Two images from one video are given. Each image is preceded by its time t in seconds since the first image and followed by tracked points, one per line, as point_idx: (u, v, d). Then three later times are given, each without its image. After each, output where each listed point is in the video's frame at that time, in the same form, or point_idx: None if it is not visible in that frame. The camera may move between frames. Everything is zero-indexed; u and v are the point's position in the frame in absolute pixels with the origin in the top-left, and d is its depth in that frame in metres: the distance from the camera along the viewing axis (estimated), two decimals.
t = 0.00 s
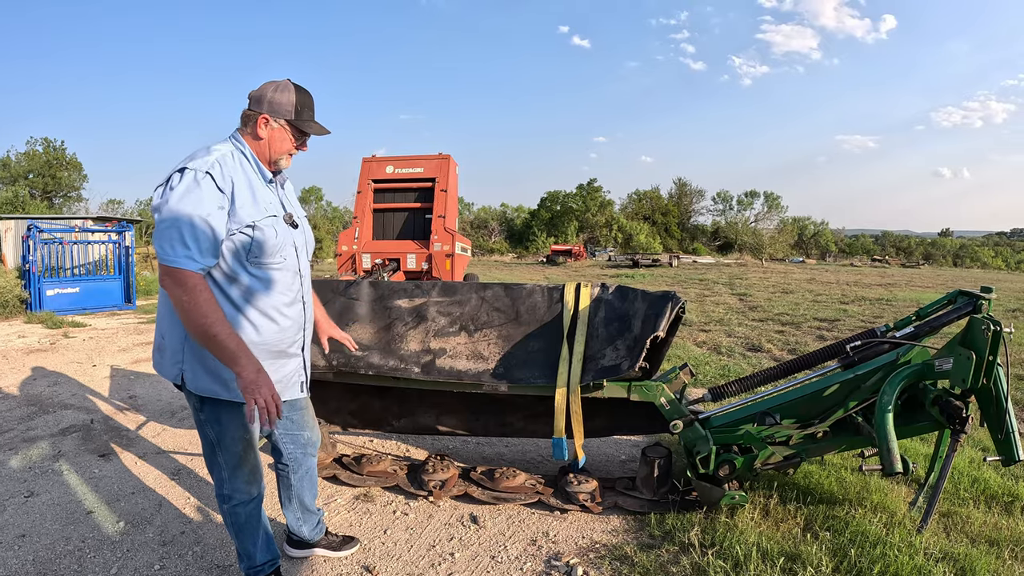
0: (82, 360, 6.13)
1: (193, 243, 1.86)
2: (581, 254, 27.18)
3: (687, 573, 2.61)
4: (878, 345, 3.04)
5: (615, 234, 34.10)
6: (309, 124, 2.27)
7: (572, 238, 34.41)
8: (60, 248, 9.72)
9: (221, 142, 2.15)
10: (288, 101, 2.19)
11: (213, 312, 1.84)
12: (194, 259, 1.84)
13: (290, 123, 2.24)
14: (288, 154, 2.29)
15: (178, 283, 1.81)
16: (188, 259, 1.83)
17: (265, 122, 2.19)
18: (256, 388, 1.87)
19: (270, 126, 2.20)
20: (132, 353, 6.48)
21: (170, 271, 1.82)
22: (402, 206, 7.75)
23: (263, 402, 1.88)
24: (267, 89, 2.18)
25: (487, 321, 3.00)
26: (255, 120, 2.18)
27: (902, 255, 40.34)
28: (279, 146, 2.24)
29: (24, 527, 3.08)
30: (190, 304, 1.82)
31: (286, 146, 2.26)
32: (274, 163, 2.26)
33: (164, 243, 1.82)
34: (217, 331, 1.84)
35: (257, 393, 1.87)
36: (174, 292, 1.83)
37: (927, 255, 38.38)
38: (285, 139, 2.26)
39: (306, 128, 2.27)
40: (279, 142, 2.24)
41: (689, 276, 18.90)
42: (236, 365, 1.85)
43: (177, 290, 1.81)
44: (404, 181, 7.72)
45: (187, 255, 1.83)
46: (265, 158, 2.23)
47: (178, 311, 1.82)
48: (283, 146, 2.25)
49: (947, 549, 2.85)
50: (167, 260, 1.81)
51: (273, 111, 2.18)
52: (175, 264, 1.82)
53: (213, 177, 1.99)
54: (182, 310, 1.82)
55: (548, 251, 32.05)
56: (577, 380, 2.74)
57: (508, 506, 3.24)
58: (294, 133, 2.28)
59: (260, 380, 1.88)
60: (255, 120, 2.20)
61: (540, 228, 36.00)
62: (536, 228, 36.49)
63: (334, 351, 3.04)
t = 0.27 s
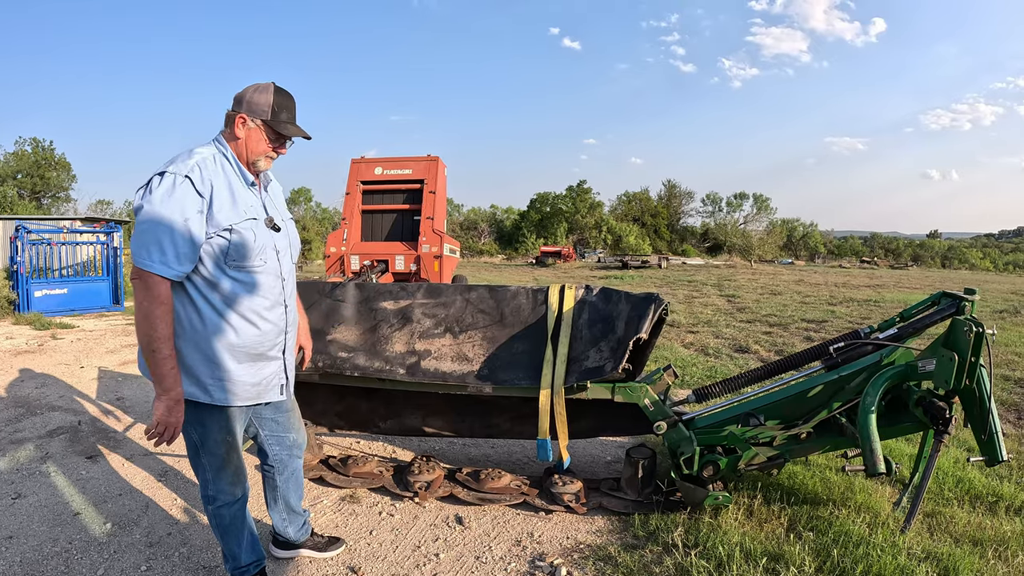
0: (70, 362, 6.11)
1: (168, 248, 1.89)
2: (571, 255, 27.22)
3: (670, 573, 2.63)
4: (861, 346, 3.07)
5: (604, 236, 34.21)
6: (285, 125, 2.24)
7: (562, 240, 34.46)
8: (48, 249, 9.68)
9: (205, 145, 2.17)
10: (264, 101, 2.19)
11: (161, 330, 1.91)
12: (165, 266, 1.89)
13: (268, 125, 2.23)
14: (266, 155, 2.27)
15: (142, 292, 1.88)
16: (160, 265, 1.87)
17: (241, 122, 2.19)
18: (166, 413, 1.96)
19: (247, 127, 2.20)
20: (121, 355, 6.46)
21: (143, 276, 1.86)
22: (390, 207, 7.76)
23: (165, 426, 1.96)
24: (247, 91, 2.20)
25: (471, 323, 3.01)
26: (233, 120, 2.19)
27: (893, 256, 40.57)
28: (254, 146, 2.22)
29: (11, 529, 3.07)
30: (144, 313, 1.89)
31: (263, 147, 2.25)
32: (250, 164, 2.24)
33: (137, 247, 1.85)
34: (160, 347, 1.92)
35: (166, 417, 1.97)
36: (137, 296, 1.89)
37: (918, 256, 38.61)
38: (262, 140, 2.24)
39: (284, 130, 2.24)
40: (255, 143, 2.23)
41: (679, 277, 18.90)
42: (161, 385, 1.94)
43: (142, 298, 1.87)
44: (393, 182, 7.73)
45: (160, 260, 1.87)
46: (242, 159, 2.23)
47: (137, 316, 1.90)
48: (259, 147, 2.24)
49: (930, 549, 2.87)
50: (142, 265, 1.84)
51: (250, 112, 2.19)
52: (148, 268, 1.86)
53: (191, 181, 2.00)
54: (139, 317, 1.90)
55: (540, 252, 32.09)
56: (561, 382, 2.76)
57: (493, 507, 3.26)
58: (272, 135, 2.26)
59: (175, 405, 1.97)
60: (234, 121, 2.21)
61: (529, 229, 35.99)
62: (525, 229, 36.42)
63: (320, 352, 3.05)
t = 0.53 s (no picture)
0: (59, 362, 6.07)
1: (143, 251, 1.88)
2: (561, 258, 27.21)
3: (659, 573, 2.65)
4: (848, 348, 3.10)
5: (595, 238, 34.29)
6: (259, 124, 2.17)
7: (552, 242, 34.48)
8: (38, 248, 9.62)
9: (188, 147, 2.17)
10: (240, 100, 2.15)
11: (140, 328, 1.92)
12: (139, 269, 1.89)
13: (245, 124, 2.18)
14: (244, 156, 2.23)
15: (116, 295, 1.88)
16: (133, 268, 1.87)
17: (219, 121, 2.17)
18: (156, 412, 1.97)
19: (225, 126, 2.18)
20: (110, 356, 6.43)
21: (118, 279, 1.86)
22: (381, 209, 7.76)
23: (157, 421, 1.97)
24: (229, 91, 2.18)
25: (461, 324, 3.02)
26: (213, 119, 2.19)
27: (884, 258, 40.83)
28: (229, 146, 2.19)
29: None
30: (121, 316, 1.89)
31: (240, 147, 2.21)
32: (228, 164, 2.21)
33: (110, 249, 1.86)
34: (141, 346, 1.92)
35: (156, 413, 1.97)
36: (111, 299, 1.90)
37: (909, 259, 38.85)
38: (239, 140, 2.20)
39: (259, 129, 2.17)
40: (232, 142, 2.20)
41: (669, 279, 18.97)
42: (146, 382, 1.94)
43: (114, 301, 1.87)
44: (383, 184, 7.73)
45: (132, 262, 1.87)
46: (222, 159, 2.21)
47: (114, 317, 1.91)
48: (235, 147, 2.20)
49: (917, 549, 2.90)
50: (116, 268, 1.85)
51: (228, 111, 2.17)
52: (123, 271, 1.87)
53: (165, 183, 1.98)
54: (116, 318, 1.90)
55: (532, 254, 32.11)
56: (550, 383, 2.77)
57: (482, 508, 3.26)
58: (250, 136, 2.21)
59: (163, 402, 1.97)
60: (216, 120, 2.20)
61: (517, 232, 35.95)
62: (515, 232, 36.35)
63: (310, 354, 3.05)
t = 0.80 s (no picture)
0: (49, 363, 6.02)
1: (141, 252, 1.87)
2: (553, 259, 27.19)
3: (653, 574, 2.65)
4: (841, 349, 3.10)
5: (586, 239, 34.32)
6: (258, 129, 2.12)
7: (543, 243, 34.45)
8: (28, 248, 9.57)
9: (184, 146, 2.14)
10: (238, 103, 2.10)
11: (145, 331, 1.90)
12: (139, 270, 1.87)
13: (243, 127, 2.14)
14: (244, 159, 2.19)
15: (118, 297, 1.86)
16: (132, 269, 1.86)
17: (216, 123, 2.12)
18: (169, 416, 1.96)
19: (223, 129, 2.13)
20: (101, 356, 6.38)
21: (117, 280, 1.85)
22: (374, 209, 7.74)
23: (168, 425, 1.96)
24: (226, 92, 2.12)
25: (454, 325, 3.02)
26: (211, 121, 2.13)
27: (876, 260, 41.06)
28: (227, 149, 2.15)
29: None
30: (126, 318, 1.88)
31: (238, 150, 2.17)
32: (226, 167, 2.17)
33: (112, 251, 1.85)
34: (148, 348, 1.91)
35: (167, 416, 1.96)
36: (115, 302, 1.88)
37: (900, 261, 39.09)
38: (237, 143, 2.16)
39: (258, 134, 2.13)
40: (230, 146, 2.15)
41: (661, 280, 19.02)
42: (153, 386, 1.93)
43: (119, 303, 1.85)
44: (376, 184, 7.72)
45: (132, 265, 1.86)
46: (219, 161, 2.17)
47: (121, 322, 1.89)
48: (234, 150, 2.16)
49: (910, 549, 2.91)
50: (115, 269, 1.83)
51: (225, 114, 2.12)
52: (122, 272, 1.85)
53: (164, 183, 1.96)
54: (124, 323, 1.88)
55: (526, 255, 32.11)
56: (544, 384, 2.77)
57: (476, 509, 3.26)
58: (249, 139, 2.16)
59: (173, 404, 1.96)
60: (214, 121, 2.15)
61: (509, 232, 35.90)
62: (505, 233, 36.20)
63: (303, 355, 3.05)
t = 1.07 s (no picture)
0: (44, 363, 5.99)
1: (164, 244, 1.87)
2: (547, 260, 27.18)
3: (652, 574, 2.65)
4: (838, 349, 3.11)
5: (580, 240, 34.35)
6: (290, 137, 2.19)
7: (537, 244, 34.45)
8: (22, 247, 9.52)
9: (210, 145, 2.15)
10: (270, 109, 2.15)
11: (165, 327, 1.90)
12: (161, 262, 1.87)
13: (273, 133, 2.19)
14: (271, 164, 2.24)
15: (141, 286, 1.86)
16: (154, 261, 1.85)
17: (246, 128, 2.16)
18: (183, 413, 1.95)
19: (252, 134, 2.17)
20: (95, 356, 6.35)
21: (139, 272, 1.85)
22: (369, 210, 7.71)
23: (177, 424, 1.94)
24: (256, 97, 2.16)
25: (452, 326, 3.02)
26: (239, 125, 2.16)
27: (870, 260, 41.23)
28: (257, 154, 2.19)
29: None
30: (148, 308, 1.88)
31: (267, 155, 2.21)
32: (254, 170, 2.21)
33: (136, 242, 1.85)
34: (166, 342, 1.90)
35: (178, 414, 1.94)
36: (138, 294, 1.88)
37: (894, 262, 39.28)
38: (267, 148, 2.21)
39: (289, 140, 2.19)
40: (261, 151, 2.20)
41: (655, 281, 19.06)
42: (169, 382, 1.92)
43: (141, 296, 1.85)
44: (371, 185, 7.70)
45: (157, 258, 1.86)
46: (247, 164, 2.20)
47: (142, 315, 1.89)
48: (264, 155, 2.20)
49: (908, 548, 2.92)
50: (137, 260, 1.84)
51: (256, 118, 2.16)
52: (144, 264, 1.85)
53: (191, 178, 1.98)
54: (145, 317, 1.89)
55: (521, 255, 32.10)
56: (542, 385, 2.77)
57: (474, 510, 3.25)
58: (279, 145, 2.22)
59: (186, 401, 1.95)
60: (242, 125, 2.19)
61: (503, 232, 35.86)
62: (498, 234, 36.10)
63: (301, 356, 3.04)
